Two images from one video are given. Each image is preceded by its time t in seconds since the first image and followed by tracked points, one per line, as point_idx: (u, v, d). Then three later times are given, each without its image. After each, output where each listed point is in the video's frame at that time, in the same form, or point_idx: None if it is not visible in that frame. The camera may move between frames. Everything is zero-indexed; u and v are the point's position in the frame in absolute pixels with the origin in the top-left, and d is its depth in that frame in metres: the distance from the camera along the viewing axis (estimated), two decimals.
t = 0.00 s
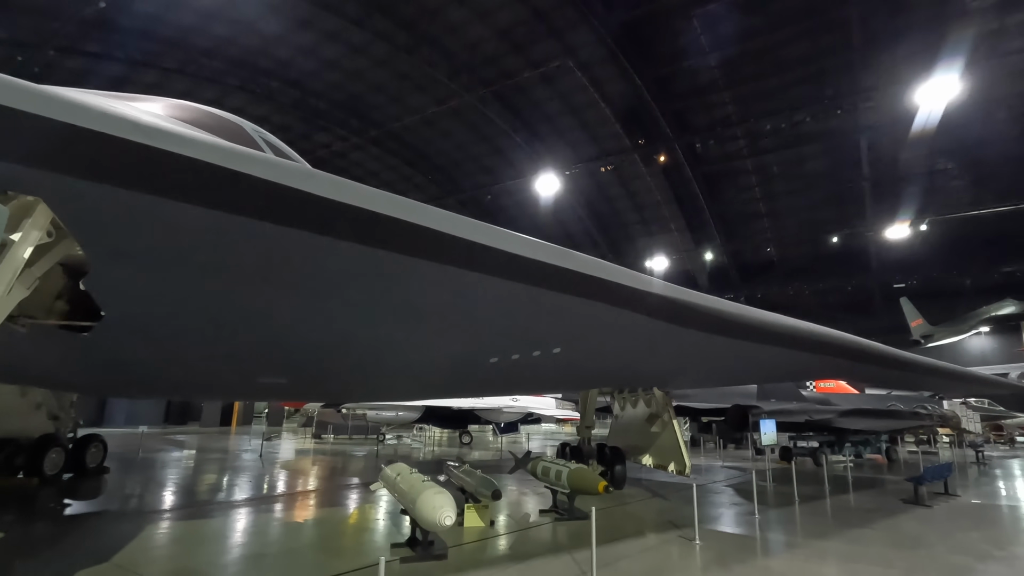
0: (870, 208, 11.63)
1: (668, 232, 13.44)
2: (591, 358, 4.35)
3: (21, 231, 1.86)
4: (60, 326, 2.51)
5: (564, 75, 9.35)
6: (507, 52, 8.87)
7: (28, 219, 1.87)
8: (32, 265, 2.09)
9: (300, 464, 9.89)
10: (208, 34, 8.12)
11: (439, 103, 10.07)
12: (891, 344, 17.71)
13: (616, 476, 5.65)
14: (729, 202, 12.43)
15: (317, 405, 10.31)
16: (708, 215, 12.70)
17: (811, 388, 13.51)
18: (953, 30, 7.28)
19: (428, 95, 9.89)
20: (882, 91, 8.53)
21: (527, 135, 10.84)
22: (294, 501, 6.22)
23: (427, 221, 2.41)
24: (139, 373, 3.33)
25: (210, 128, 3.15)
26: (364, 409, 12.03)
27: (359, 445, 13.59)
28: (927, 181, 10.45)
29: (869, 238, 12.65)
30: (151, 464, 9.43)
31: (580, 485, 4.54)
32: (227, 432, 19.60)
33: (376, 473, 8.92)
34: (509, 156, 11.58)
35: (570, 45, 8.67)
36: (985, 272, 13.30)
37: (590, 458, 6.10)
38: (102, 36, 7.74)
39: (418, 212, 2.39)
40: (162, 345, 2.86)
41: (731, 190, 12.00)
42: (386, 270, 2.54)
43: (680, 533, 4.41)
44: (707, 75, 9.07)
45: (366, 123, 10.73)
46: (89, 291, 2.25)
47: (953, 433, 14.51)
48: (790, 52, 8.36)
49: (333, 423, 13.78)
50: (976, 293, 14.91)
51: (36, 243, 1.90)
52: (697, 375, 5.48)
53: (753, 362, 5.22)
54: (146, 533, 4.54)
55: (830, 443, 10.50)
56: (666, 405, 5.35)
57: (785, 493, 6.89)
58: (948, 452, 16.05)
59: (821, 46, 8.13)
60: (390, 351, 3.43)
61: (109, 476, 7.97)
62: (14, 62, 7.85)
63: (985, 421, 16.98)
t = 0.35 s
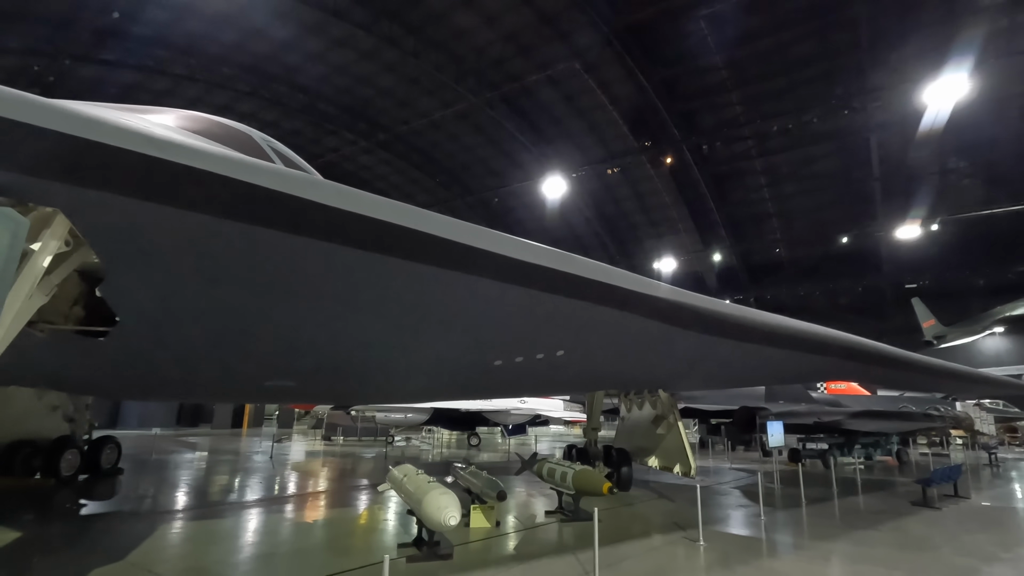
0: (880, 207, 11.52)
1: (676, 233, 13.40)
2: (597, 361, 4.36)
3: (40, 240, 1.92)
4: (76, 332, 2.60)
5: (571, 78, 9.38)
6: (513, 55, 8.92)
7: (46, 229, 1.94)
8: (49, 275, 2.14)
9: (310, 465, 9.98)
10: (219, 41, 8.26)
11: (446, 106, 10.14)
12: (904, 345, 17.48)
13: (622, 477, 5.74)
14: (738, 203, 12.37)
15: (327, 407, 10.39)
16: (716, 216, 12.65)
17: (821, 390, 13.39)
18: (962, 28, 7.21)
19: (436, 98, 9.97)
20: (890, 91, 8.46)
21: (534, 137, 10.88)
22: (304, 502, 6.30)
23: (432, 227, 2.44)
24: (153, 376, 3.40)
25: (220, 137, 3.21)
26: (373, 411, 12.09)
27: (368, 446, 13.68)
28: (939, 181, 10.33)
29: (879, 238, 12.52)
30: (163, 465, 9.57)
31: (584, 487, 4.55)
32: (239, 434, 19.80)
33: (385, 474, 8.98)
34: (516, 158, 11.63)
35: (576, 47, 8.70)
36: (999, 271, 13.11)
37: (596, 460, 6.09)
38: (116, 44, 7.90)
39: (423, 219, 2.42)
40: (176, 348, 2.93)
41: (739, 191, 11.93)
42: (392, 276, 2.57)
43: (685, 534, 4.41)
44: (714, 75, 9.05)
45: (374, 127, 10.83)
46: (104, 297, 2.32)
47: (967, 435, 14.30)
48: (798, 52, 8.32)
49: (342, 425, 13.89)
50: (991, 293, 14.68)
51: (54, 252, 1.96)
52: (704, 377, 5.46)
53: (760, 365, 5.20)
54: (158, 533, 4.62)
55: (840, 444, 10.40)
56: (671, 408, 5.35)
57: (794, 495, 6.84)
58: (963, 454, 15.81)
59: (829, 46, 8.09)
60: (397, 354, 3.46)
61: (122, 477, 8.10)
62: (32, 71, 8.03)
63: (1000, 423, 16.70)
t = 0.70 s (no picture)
0: (892, 204, 11.39)
1: (686, 230, 13.37)
2: (603, 359, 4.37)
3: (65, 246, 1.96)
4: (98, 332, 2.70)
5: (579, 76, 9.38)
6: (521, 54, 8.95)
7: (71, 235, 1.97)
8: (73, 277, 2.18)
9: (322, 463, 10.11)
10: (231, 45, 8.38)
11: (455, 106, 10.20)
12: (917, 342, 17.29)
13: (630, 475, 5.64)
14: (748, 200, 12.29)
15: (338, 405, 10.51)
16: (726, 213, 12.59)
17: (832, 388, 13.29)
18: (974, 22, 7.13)
19: (444, 98, 10.02)
20: (901, 86, 8.39)
21: (542, 136, 10.91)
22: (316, 498, 6.40)
23: (439, 231, 2.47)
24: (169, 375, 3.48)
25: (233, 143, 3.27)
26: (383, 409, 12.19)
27: (378, 444, 13.79)
28: (952, 176, 10.21)
29: (891, 235, 12.40)
30: (179, 462, 9.74)
31: (590, 483, 4.59)
32: (251, 432, 20.05)
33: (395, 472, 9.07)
34: (525, 157, 11.66)
35: (584, 45, 8.71)
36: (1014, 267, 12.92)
37: (604, 457, 6.07)
38: (131, 49, 8.06)
39: (430, 223, 2.45)
40: (191, 348, 3.00)
41: (749, 188, 11.85)
42: (399, 277, 2.61)
43: (690, 530, 4.42)
44: (724, 72, 9.00)
45: (384, 128, 10.92)
46: (126, 298, 2.41)
47: (983, 433, 14.08)
48: (808, 48, 8.25)
49: (353, 424, 14.04)
50: (1006, 290, 14.47)
51: (78, 257, 2.00)
52: (713, 375, 5.46)
53: (768, 363, 5.18)
54: (175, 527, 4.73)
55: (849, 442, 10.33)
56: (676, 405, 5.37)
57: (804, 493, 6.81)
58: (976, 452, 15.62)
59: (839, 41, 8.02)
60: (405, 353, 3.51)
61: (139, 474, 8.26)
62: (50, 76, 8.21)
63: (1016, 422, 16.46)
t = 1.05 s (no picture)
0: (907, 201, 11.23)
1: (696, 229, 13.32)
2: (611, 360, 4.36)
3: (87, 256, 2.03)
4: (117, 337, 2.81)
5: (587, 76, 9.39)
6: (530, 55, 8.98)
7: (92, 245, 2.04)
8: (94, 283, 2.25)
9: (335, 463, 10.21)
10: (242, 51, 8.51)
11: (464, 107, 10.27)
12: (933, 341, 17.02)
13: (638, 475, 5.66)
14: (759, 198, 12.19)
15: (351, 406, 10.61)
16: (737, 211, 12.51)
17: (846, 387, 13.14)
18: (988, 16, 7.02)
19: (453, 100, 10.09)
20: (913, 81, 8.29)
21: (551, 136, 10.94)
22: (330, 498, 6.48)
23: (444, 236, 2.50)
24: (184, 379, 3.56)
25: (244, 152, 3.34)
26: (394, 410, 12.26)
27: (390, 444, 13.88)
28: (967, 172, 10.05)
29: (905, 232, 12.24)
30: (196, 463, 9.91)
31: (598, 482, 4.61)
32: (266, 433, 20.29)
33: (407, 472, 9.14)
34: (534, 157, 11.70)
35: (592, 45, 8.72)
36: None
37: (613, 457, 6.07)
38: (146, 57, 8.23)
39: (436, 229, 2.49)
40: (207, 351, 3.07)
41: (760, 186, 11.76)
42: (405, 282, 2.64)
43: (697, 529, 4.42)
44: (733, 70, 8.95)
45: (394, 130, 11.02)
46: (144, 305, 2.48)
47: (1001, 433, 13.83)
48: (818, 44, 8.18)
49: (364, 424, 14.17)
50: None
51: (100, 266, 2.07)
52: (722, 375, 5.43)
53: (777, 362, 5.13)
54: (191, 526, 4.83)
55: (862, 442, 10.21)
56: (684, 406, 5.36)
57: (815, 493, 6.76)
58: (995, 452, 15.34)
59: (850, 37, 7.93)
60: (414, 354, 3.55)
61: (156, 474, 8.41)
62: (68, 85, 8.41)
63: None
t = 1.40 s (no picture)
0: (922, 199, 11.06)
1: (707, 228, 13.25)
2: (618, 361, 4.35)
3: (103, 263, 2.08)
4: (133, 341, 2.86)
5: (597, 77, 9.38)
6: (539, 57, 9.01)
7: (106, 252, 2.08)
8: (110, 290, 2.30)
9: (348, 463, 10.30)
10: (255, 57, 8.64)
11: (473, 110, 10.32)
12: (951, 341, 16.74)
13: (647, 476, 5.64)
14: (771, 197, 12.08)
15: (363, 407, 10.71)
16: (749, 211, 12.39)
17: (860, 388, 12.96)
18: (1003, 10, 6.90)
19: (463, 102, 10.15)
20: (926, 78, 8.18)
21: (561, 137, 10.95)
22: (343, 497, 6.56)
23: (446, 241, 2.52)
24: (199, 380, 3.63)
25: (254, 161, 3.40)
26: (406, 411, 12.33)
27: (402, 445, 13.97)
28: (984, 168, 9.87)
29: (919, 231, 12.06)
30: (211, 463, 10.06)
31: (604, 483, 4.61)
32: (280, 434, 20.53)
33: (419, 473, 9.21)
34: (543, 158, 11.73)
35: (602, 46, 8.72)
36: None
37: (621, 458, 6.06)
38: (162, 64, 8.40)
39: (439, 234, 2.51)
40: (220, 353, 3.13)
41: (771, 185, 11.64)
42: (408, 285, 2.67)
43: (703, 530, 4.40)
44: (745, 69, 8.88)
45: (404, 133, 11.12)
46: (158, 310, 2.55)
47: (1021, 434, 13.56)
48: (830, 41, 8.09)
49: (376, 425, 14.28)
50: None
51: (115, 273, 2.11)
52: (732, 375, 5.39)
53: (787, 363, 5.08)
54: (207, 524, 4.92)
55: (876, 443, 10.07)
56: (692, 407, 5.35)
57: (825, 494, 6.69)
58: (1015, 455, 15.04)
59: (863, 34, 7.84)
60: (422, 357, 3.58)
61: (172, 475, 8.55)
62: (87, 93, 8.59)
63: None
